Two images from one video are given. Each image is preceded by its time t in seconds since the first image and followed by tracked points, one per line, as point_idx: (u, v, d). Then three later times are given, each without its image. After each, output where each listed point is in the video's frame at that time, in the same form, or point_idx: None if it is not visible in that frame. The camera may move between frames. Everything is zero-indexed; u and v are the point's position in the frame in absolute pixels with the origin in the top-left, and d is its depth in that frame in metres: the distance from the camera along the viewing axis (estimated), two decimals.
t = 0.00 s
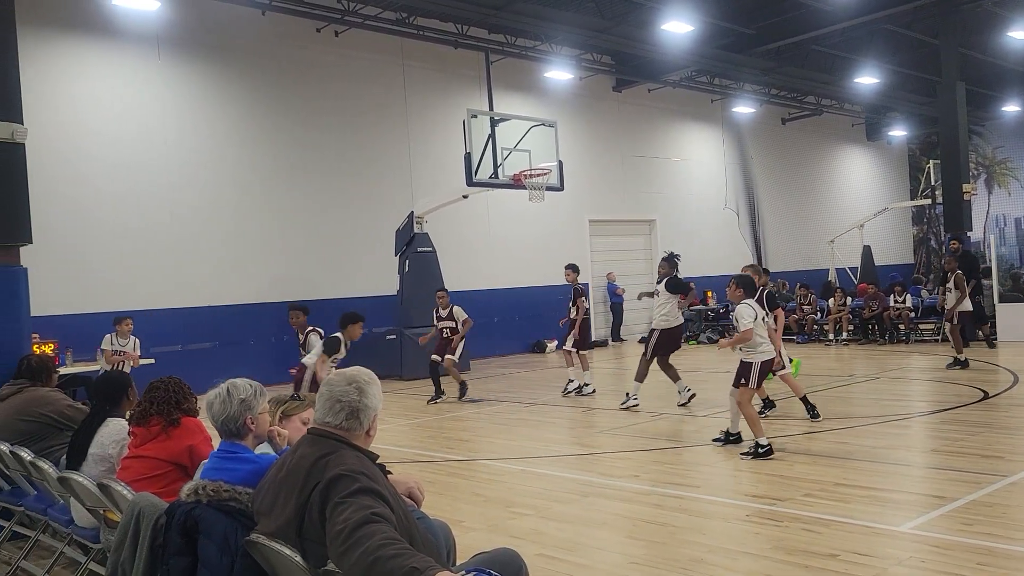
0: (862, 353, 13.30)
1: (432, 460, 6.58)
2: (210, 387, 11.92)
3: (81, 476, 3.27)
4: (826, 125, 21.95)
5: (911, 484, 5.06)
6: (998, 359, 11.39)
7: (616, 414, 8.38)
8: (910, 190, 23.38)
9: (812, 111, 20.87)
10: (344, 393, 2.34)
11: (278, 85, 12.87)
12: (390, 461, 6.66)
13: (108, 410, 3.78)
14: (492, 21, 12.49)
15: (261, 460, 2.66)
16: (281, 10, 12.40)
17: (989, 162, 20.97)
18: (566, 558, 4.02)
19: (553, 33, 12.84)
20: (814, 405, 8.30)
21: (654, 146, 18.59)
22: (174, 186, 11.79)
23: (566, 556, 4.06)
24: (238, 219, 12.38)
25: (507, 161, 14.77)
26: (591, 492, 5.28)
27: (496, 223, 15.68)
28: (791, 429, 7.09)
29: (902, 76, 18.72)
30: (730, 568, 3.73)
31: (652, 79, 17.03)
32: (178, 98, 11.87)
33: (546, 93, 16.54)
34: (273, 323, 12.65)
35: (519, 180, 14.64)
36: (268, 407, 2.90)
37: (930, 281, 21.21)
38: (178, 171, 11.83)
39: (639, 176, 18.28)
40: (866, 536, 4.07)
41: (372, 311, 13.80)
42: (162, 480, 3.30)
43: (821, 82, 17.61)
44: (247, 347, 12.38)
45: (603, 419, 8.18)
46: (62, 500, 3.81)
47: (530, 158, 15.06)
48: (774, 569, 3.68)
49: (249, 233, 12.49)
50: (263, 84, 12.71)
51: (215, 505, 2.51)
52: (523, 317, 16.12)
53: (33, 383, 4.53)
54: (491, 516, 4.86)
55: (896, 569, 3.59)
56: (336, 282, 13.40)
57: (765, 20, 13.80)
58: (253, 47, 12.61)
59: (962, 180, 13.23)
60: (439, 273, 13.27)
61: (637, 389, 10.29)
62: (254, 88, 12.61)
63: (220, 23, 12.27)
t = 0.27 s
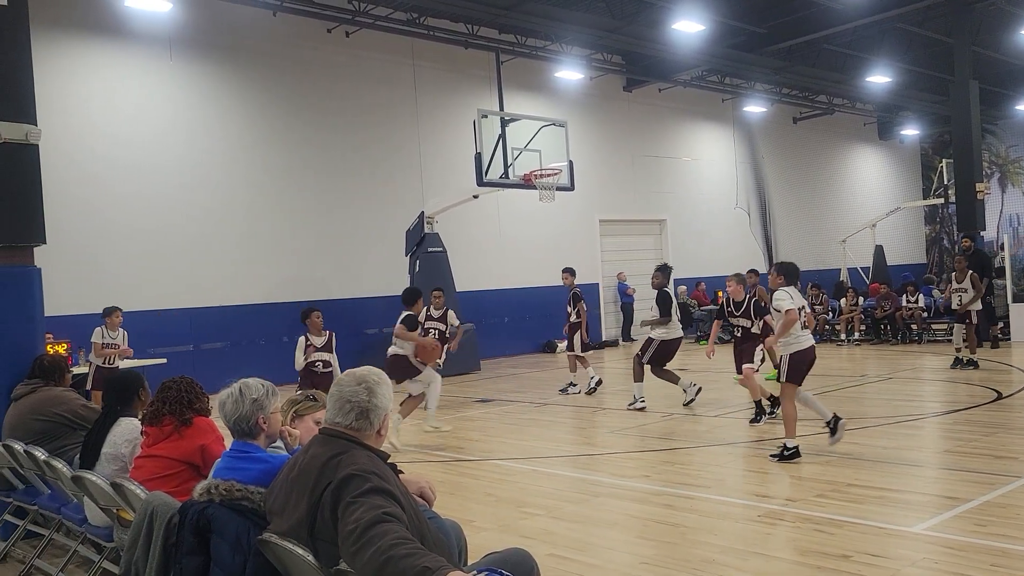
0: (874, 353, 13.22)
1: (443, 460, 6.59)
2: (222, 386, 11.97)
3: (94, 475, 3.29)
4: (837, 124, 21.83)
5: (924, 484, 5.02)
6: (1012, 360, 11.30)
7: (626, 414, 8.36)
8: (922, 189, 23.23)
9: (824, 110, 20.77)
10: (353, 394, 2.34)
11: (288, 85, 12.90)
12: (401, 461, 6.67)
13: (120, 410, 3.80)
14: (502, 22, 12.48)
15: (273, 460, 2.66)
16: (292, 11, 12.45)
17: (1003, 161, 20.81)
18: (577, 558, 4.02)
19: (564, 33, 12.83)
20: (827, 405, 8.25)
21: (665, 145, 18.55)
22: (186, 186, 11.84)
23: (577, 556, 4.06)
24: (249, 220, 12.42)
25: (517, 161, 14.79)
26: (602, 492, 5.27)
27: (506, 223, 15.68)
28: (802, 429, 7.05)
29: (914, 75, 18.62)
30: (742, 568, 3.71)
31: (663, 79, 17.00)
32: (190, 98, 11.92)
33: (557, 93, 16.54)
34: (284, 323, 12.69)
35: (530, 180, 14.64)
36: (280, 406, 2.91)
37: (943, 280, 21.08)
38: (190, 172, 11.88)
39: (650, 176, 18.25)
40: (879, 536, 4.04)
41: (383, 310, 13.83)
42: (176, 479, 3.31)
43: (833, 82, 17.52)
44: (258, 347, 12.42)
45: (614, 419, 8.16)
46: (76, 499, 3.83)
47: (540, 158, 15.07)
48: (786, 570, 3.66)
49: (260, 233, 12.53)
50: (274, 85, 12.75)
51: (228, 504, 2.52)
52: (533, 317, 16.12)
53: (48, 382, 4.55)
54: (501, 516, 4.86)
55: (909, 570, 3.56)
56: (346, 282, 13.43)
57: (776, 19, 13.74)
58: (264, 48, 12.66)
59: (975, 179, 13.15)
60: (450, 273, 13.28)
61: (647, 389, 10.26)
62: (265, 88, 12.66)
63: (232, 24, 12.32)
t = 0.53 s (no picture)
0: (882, 353, 13.17)
1: (449, 459, 6.59)
2: (229, 385, 12.00)
3: (103, 474, 3.30)
4: (844, 123, 21.74)
5: (933, 484, 5.00)
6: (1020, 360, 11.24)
7: (633, 414, 8.35)
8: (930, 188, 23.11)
9: (831, 109, 20.70)
10: (356, 394, 2.34)
11: (295, 85, 12.92)
12: (408, 460, 6.68)
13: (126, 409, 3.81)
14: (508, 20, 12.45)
15: (280, 459, 2.66)
16: (299, 11, 12.47)
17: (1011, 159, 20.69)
18: (584, 558, 4.02)
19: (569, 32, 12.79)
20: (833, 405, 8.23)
21: (671, 144, 18.51)
22: (194, 186, 11.87)
23: (585, 555, 4.06)
24: (257, 219, 12.45)
25: (523, 160, 14.79)
26: (609, 492, 5.27)
27: (512, 222, 15.67)
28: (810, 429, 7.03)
29: (922, 74, 18.54)
30: (750, 568, 3.71)
31: (670, 78, 16.97)
32: (198, 98, 11.96)
33: (564, 92, 16.55)
34: (291, 322, 12.72)
35: (536, 179, 14.64)
36: (288, 405, 2.91)
37: (951, 280, 20.98)
38: (197, 171, 11.92)
39: (656, 175, 18.22)
40: (887, 537, 4.03)
41: (389, 310, 13.84)
42: (183, 478, 3.33)
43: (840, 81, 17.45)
44: (265, 346, 12.45)
45: (621, 418, 8.16)
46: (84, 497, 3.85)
47: (547, 157, 15.08)
48: (793, 570, 3.65)
49: (267, 232, 12.55)
50: (281, 85, 12.78)
51: (235, 503, 2.52)
52: (539, 316, 16.11)
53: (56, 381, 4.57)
54: (508, 515, 4.86)
55: (917, 570, 3.55)
56: (353, 282, 13.45)
57: (783, 18, 13.69)
58: (271, 47, 12.69)
59: (983, 178, 13.08)
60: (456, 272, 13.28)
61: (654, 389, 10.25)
62: (272, 88, 12.68)
63: (239, 24, 12.35)
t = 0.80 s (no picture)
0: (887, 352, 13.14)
1: (453, 458, 6.60)
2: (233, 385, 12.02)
3: (108, 473, 3.30)
4: (849, 122, 21.68)
5: (937, 484, 4.99)
6: None
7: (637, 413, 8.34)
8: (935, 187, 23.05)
9: (835, 108, 20.65)
10: (357, 394, 2.33)
11: (299, 85, 12.93)
12: (412, 459, 6.69)
13: (131, 409, 3.82)
14: (512, 20, 12.44)
15: (285, 459, 2.66)
16: (304, 11, 12.49)
17: (1016, 159, 20.62)
18: (588, 557, 4.01)
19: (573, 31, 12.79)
20: (837, 405, 8.21)
21: (676, 143, 18.48)
22: (198, 185, 11.89)
23: (588, 555, 4.05)
24: (261, 218, 12.47)
25: (528, 160, 14.80)
26: (613, 491, 5.27)
27: (516, 221, 15.67)
28: (814, 429, 7.01)
29: (926, 72, 18.49)
30: (754, 568, 3.70)
31: (674, 77, 16.96)
32: (203, 98, 11.98)
33: (568, 92, 16.55)
34: (295, 322, 12.73)
35: (540, 178, 14.64)
36: (294, 404, 2.91)
37: (956, 279, 20.93)
38: (201, 170, 11.93)
39: (661, 174, 18.20)
40: (892, 536, 4.02)
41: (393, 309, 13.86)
42: (188, 477, 3.33)
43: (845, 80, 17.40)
44: (269, 345, 12.47)
45: (625, 417, 8.15)
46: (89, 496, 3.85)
47: (551, 157, 15.09)
48: (798, 569, 3.65)
49: (271, 232, 12.56)
50: (285, 84, 12.79)
51: (240, 502, 2.53)
52: (544, 316, 16.11)
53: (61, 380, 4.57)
54: (512, 514, 4.87)
55: (922, 570, 3.55)
56: (357, 281, 13.46)
57: (787, 17, 13.66)
58: (276, 47, 12.70)
59: (988, 177, 13.05)
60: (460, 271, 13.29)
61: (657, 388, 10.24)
62: (276, 88, 12.69)
63: (243, 24, 12.37)
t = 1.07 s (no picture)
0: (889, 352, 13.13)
1: (455, 458, 6.60)
2: (235, 384, 12.03)
3: (110, 472, 3.31)
4: (851, 122, 21.66)
5: (939, 484, 4.99)
6: None
7: (638, 413, 8.34)
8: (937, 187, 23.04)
9: (837, 108, 20.62)
10: (360, 396, 2.33)
11: (301, 85, 12.93)
12: (413, 459, 6.69)
13: (133, 408, 3.82)
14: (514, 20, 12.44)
15: (287, 459, 2.66)
16: (305, 10, 12.48)
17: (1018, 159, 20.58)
18: (590, 557, 4.01)
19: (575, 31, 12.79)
20: (839, 404, 8.21)
21: (678, 143, 18.49)
22: (200, 185, 11.89)
23: (591, 554, 4.05)
24: (263, 217, 12.47)
25: (529, 160, 14.81)
26: (615, 491, 5.27)
27: (518, 221, 15.67)
28: (816, 429, 7.01)
29: (929, 72, 18.47)
30: (756, 568, 3.70)
31: (676, 77, 16.94)
32: (205, 97, 11.99)
33: (570, 91, 16.55)
34: (297, 321, 12.74)
35: (542, 178, 14.65)
36: (295, 404, 2.91)
37: (958, 279, 20.91)
38: (203, 170, 11.94)
39: (663, 174, 18.20)
40: (894, 537, 4.02)
41: (395, 308, 13.86)
42: (189, 477, 3.33)
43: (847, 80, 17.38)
44: (271, 345, 12.48)
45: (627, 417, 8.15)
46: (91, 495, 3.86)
47: (553, 156, 15.10)
48: (800, 569, 3.65)
49: (274, 231, 12.57)
50: (287, 84, 12.79)
51: (242, 502, 2.53)
52: (545, 316, 16.11)
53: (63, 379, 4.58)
54: (514, 514, 4.86)
55: (924, 570, 3.54)
56: (359, 281, 13.46)
57: (789, 17, 13.65)
58: (277, 47, 12.71)
59: (990, 177, 13.03)
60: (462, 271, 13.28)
61: (659, 388, 10.24)
62: (277, 88, 12.69)
63: (245, 23, 12.37)
